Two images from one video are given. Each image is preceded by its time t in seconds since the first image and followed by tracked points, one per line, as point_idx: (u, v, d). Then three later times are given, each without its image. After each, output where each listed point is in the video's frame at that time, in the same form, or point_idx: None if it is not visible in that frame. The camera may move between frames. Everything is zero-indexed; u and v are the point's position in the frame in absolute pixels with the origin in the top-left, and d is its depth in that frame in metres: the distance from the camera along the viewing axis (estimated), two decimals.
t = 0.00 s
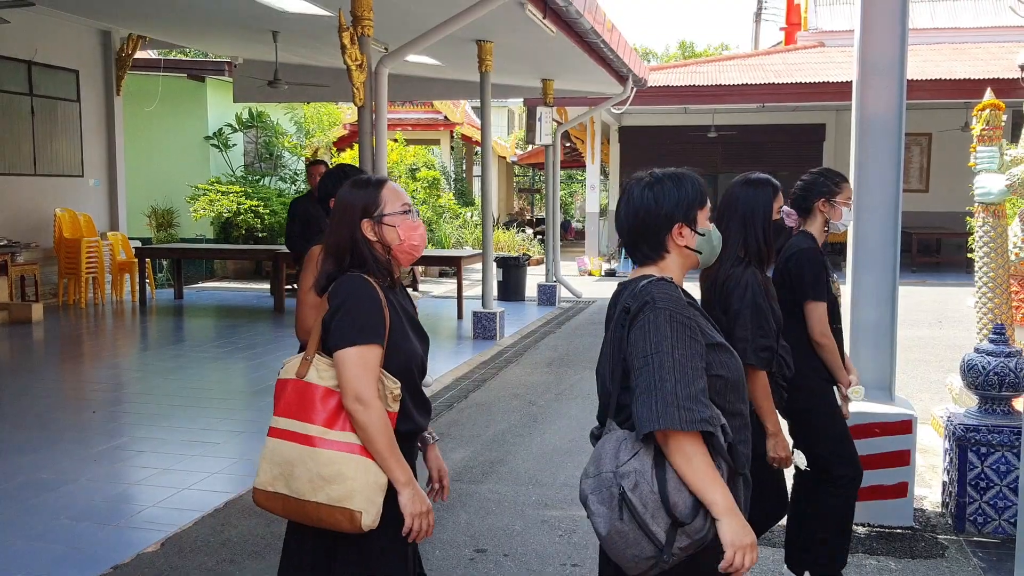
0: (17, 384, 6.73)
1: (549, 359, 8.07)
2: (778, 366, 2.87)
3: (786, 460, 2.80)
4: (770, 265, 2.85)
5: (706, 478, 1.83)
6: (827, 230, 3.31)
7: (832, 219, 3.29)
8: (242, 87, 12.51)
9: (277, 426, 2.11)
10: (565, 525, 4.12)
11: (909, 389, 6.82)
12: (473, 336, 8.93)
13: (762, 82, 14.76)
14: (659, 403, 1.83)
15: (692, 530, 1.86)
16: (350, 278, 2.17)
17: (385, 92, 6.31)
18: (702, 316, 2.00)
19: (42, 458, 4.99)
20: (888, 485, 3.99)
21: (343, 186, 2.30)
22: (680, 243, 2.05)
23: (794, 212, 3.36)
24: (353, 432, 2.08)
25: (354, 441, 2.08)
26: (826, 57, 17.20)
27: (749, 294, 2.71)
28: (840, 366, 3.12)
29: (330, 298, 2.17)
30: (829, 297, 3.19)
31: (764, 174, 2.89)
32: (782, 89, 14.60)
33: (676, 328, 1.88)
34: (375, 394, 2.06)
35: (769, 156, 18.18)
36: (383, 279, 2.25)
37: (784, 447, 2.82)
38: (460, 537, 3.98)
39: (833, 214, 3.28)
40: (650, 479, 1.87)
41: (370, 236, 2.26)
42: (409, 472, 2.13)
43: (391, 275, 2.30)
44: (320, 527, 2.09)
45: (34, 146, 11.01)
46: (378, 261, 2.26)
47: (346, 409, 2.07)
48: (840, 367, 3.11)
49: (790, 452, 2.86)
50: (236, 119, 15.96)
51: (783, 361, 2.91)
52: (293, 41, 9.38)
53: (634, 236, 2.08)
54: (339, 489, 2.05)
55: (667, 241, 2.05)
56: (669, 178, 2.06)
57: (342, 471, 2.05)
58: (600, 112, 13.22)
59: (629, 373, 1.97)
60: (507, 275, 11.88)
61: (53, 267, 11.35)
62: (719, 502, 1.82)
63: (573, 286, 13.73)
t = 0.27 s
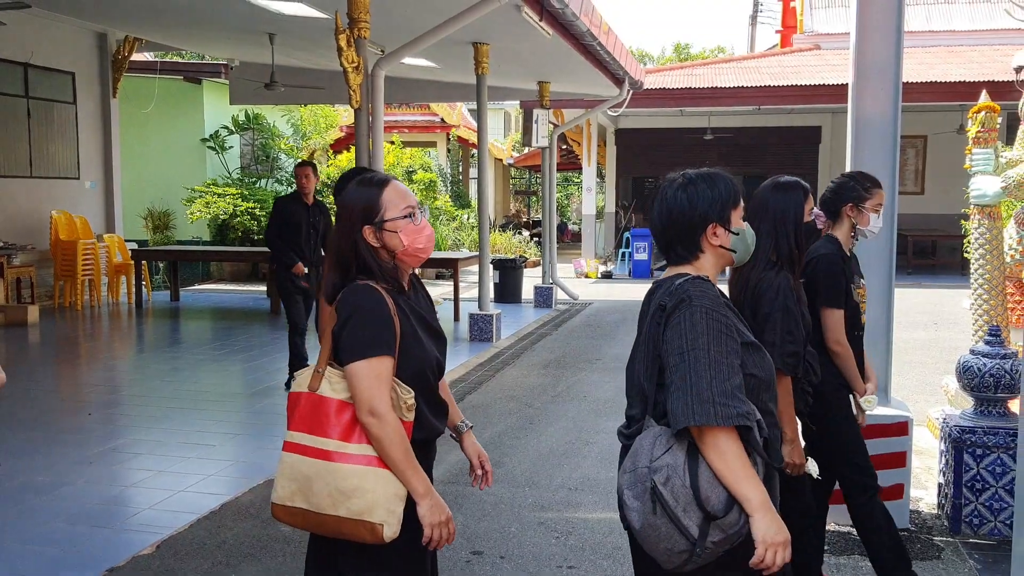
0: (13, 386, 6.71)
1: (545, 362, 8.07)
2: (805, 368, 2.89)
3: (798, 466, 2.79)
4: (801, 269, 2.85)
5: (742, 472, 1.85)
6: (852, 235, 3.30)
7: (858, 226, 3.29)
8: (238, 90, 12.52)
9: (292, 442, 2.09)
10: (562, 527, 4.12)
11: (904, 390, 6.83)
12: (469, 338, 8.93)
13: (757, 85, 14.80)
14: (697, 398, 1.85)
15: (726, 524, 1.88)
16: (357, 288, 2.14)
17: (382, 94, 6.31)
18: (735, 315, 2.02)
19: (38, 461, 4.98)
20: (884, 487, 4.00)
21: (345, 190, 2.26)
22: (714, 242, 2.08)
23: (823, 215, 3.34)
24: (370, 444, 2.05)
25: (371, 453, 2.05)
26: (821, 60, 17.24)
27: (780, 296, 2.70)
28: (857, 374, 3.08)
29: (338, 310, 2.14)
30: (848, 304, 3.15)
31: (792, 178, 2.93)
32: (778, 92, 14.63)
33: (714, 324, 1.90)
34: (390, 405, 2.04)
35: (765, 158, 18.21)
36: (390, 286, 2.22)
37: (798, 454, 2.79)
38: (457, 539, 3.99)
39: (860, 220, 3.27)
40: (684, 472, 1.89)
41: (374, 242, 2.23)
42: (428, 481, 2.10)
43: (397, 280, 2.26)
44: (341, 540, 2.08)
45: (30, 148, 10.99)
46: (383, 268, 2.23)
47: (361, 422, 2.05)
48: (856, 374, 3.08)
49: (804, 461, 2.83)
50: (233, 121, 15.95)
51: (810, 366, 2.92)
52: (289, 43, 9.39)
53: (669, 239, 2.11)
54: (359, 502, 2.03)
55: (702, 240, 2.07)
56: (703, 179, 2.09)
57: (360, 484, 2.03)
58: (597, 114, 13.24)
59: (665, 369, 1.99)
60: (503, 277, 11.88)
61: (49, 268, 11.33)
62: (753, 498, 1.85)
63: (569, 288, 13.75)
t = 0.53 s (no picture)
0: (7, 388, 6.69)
1: (540, 363, 8.06)
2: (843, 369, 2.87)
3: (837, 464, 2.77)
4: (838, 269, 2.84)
5: (775, 485, 1.82)
6: (889, 239, 3.24)
7: (896, 229, 3.22)
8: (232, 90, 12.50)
9: (300, 444, 2.06)
10: (558, 528, 4.12)
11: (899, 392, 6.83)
12: (463, 339, 8.91)
13: (751, 86, 14.81)
14: (733, 407, 1.82)
15: (757, 536, 1.85)
16: (367, 294, 2.10)
17: (376, 95, 6.29)
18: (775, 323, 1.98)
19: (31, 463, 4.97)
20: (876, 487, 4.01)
21: (360, 190, 2.24)
22: (750, 247, 2.04)
23: (861, 217, 3.31)
24: (373, 451, 2.00)
25: (374, 459, 2.00)
26: (815, 61, 17.26)
27: (816, 294, 2.72)
28: (898, 380, 2.98)
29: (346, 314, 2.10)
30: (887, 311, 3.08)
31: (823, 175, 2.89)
32: (772, 93, 14.65)
33: (754, 333, 1.87)
34: (395, 412, 1.98)
35: (760, 159, 18.23)
36: (400, 292, 2.16)
37: (835, 452, 2.76)
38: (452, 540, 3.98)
39: (898, 224, 3.20)
40: (718, 481, 1.87)
41: (385, 246, 2.19)
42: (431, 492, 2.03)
43: (409, 285, 2.21)
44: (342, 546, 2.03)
45: (24, 149, 10.96)
46: (392, 272, 2.17)
47: (366, 428, 2.00)
48: (897, 380, 2.97)
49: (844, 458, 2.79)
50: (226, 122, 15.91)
51: (848, 365, 2.91)
52: (283, 44, 9.38)
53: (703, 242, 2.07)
54: (359, 508, 1.98)
55: (737, 245, 2.04)
56: (736, 182, 2.05)
57: (360, 490, 1.98)
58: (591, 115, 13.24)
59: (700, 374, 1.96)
60: (498, 278, 11.87)
61: (42, 270, 11.30)
62: (784, 512, 1.81)
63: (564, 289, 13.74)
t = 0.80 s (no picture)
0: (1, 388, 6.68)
1: (535, 363, 8.06)
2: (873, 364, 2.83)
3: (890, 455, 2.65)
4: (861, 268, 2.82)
5: (841, 496, 1.81)
6: (914, 236, 3.27)
7: (922, 227, 3.26)
8: (226, 91, 12.48)
9: (322, 438, 2.10)
10: (552, 528, 4.12)
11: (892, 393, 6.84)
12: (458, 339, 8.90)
13: (745, 87, 14.83)
14: (795, 418, 1.81)
15: (825, 546, 1.85)
16: (399, 292, 2.14)
17: (370, 95, 6.28)
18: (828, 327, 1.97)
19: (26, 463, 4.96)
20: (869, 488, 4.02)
21: (394, 192, 2.27)
22: (796, 249, 2.03)
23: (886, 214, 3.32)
24: (401, 448, 2.05)
25: (400, 456, 2.05)
26: (809, 62, 17.29)
27: (844, 291, 2.69)
28: (931, 379, 3.01)
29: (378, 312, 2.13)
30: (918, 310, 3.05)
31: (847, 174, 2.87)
32: (766, 94, 14.66)
33: (810, 340, 1.85)
34: (425, 411, 2.04)
35: (754, 160, 18.26)
36: (430, 291, 2.22)
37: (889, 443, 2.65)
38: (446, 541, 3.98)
39: (924, 222, 3.24)
40: (784, 493, 1.85)
41: (420, 246, 2.23)
42: (455, 490, 2.09)
43: (439, 283, 2.27)
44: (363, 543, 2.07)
45: (16, 149, 10.93)
46: (425, 273, 2.22)
47: (395, 425, 2.05)
48: (930, 378, 3.01)
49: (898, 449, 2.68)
50: (221, 122, 15.88)
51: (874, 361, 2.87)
52: (278, 44, 9.36)
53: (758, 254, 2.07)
54: (384, 504, 2.02)
55: (782, 249, 2.03)
56: (783, 182, 2.04)
57: (386, 487, 2.03)
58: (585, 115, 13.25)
59: (755, 380, 1.94)
60: (492, 279, 11.86)
61: (35, 270, 11.27)
62: (854, 522, 1.80)
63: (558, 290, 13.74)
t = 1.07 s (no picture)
0: None
1: (530, 364, 8.05)
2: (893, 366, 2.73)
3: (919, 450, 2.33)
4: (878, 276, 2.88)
5: (890, 500, 1.84)
6: (928, 234, 3.27)
7: (935, 226, 3.25)
8: (220, 91, 12.46)
9: (375, 429, 2.18)
10: (546, 528, 4.14)
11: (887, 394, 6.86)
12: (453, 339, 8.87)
13: (740, 88, 14.86)
14: (843, 422, 1.83)
15: (874, 551, 1.87)
16: (447, 284, 2.22)
17: (365, 95, 6.27)
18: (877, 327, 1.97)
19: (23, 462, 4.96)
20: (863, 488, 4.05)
21: (441, 193, 2.36)
22: (843, 249, 2.05)
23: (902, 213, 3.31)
24: (450, 436, 2.12)
25: (450, 444, 2.12)
26: (803, 63, 17.32)
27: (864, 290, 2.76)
28: (945, 380, 2.94)
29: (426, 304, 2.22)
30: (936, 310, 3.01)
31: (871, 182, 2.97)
32: (760, 95, 14.69)
33: (858, 342, 1.86)
34: (473, 398, 2.11)
35: (748, 161, 18.30)
36: (475, 286, 2.30)
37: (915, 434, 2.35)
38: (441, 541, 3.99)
39: (938, 221, 3.24)
40: (831, 497, 1.87)
41: (466, 242, 2.31)
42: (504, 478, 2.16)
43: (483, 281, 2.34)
44: (416, 531, 2.14)
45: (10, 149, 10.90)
46: (470, 268, 2.30)
47: (443, 413, 2.12)
48: (945, 380, 2.94)
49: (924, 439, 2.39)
50: (215, 122, 15.86)
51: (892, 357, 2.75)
52: (273, 45, 9.36)
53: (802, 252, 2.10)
54: (434, 492, 2.09)
55: (830, 247, 2.06)
56: (831, 179, 2.07)
57: (437, 474, 2.10)
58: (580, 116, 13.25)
59: (803, 383, 1.96)
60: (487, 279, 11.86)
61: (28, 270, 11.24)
62: (902, 526, 1.83)
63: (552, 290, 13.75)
